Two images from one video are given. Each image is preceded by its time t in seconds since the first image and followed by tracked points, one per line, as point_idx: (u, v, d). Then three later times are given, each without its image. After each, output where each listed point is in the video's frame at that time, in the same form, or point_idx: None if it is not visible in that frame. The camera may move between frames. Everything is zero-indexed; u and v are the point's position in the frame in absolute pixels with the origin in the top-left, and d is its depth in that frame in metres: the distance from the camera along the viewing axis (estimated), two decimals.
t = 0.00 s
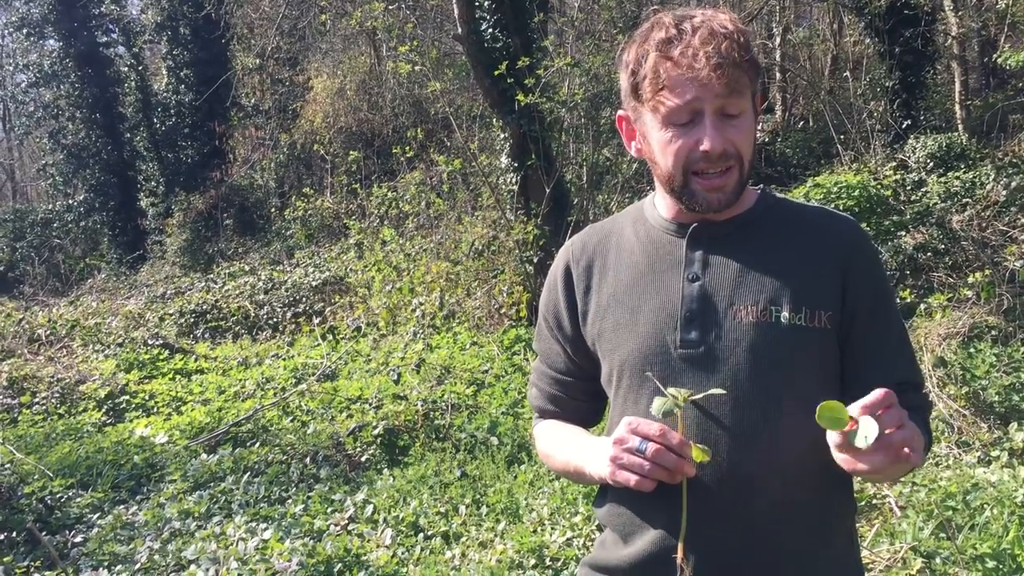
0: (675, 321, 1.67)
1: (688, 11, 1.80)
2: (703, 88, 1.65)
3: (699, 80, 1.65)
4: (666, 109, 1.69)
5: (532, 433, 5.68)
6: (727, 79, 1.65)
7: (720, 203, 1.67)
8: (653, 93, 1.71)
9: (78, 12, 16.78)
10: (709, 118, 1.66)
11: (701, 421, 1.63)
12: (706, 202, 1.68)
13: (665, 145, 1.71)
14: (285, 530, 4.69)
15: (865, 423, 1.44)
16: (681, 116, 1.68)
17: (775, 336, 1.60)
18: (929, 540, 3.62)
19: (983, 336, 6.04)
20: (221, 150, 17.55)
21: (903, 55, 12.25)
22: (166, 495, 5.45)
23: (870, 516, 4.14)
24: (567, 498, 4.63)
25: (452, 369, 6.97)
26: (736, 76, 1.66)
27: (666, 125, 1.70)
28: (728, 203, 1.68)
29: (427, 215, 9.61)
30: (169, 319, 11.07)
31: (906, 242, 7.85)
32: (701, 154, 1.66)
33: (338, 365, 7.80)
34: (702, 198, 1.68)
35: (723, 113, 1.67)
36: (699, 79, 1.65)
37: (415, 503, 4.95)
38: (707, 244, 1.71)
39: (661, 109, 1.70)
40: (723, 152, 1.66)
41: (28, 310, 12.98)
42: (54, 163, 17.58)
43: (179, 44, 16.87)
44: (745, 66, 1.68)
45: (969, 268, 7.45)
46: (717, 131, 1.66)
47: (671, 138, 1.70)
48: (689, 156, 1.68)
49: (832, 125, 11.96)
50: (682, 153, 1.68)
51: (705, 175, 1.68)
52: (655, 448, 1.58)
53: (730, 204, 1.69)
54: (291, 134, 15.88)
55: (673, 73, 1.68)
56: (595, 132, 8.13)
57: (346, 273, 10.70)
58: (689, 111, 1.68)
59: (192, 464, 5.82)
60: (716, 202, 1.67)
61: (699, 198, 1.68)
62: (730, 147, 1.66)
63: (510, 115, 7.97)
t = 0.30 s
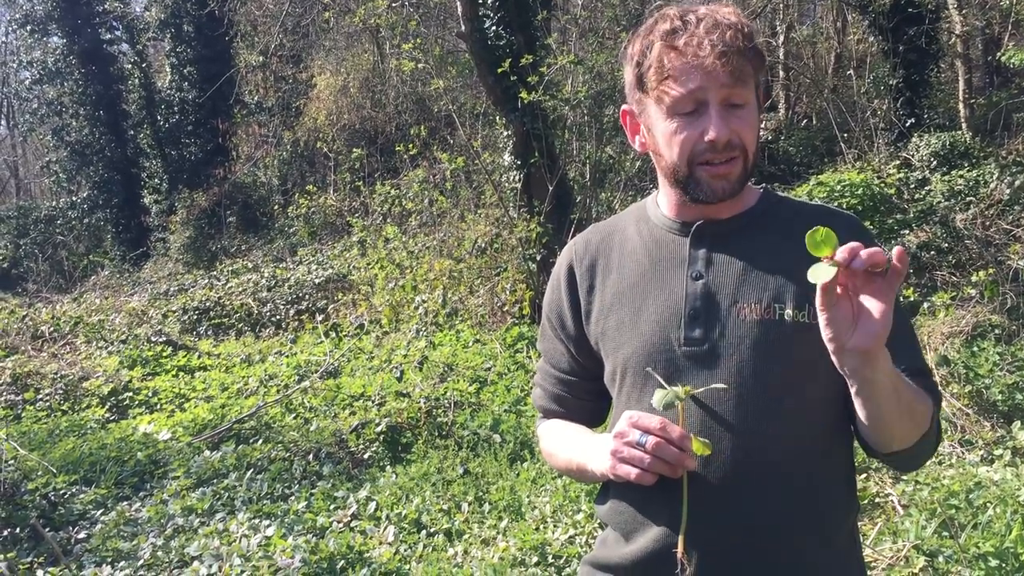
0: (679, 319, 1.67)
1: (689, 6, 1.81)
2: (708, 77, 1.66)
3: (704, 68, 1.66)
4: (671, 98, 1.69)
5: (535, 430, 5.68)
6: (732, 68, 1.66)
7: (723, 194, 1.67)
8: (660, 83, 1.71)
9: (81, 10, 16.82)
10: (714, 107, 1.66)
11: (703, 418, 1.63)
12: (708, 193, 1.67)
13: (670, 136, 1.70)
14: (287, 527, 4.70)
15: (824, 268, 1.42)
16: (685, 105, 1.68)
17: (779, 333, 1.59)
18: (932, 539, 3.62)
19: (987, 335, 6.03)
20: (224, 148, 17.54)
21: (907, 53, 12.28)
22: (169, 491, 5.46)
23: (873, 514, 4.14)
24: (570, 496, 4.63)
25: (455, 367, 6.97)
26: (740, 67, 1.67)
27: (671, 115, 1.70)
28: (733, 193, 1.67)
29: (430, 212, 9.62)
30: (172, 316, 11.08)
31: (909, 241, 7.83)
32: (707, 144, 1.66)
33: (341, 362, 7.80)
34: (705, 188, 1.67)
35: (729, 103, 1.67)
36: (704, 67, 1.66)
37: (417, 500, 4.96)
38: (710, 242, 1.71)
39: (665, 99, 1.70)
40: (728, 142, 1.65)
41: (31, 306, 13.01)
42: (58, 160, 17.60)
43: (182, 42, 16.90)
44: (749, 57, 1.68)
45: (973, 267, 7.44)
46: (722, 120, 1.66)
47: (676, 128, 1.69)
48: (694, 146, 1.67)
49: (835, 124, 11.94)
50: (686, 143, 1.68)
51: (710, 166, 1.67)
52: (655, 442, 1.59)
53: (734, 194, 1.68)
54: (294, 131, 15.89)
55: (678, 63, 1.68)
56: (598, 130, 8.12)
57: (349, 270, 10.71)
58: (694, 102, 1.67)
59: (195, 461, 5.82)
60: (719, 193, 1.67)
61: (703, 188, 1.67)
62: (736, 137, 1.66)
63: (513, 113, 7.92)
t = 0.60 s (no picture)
0: (673, 317, 1.67)
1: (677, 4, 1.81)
2: (693, 73, 1.65)
3: (688, 64, 1.66)
4: (656, 96, 1.69)
5: (533, 430, 5.67)
6: (715, 63, 1.65)
7: (711, 191, 1.66)
8: (644, 80, 1.71)
9: (80, 8, 16.80)
10: (699, 104, 1.66)
11: (699, 416, 1.63)
12: (697, 189, 1.66)
13: (657, 134, 1.70)
14: (285, 526, 4.70)
15: (799, 251, 1.44)
16: (671, 103, 1.68)
17: (773, 329, 1.59)
18: (930, 538, 3.62)
19: (985, 335, 6.02)
20: (223, 147, 17.54)
21: (904, 53, 12.16)
22: (166, 490, 5.45)
23: (871, 514, 4.14)
24: (568, 495, 4.62)
25: (453, 366, 6.96)
26: (724, 61, 1.66)
27: (657, 113, 1.70)
28: (721, 191, 1.67)
29: (429, 212, 9.60)
30: (170, 315, 11.07)
31: (908, 241, 7.82)
32: (693, 141, 1.65)
33: (340, 361, 7.80)
34: (693, 186, 1.67)
35: (714, 99, 1.66)
36: (688, 64, 1.66)
37: (415, 499, 4.95)
38: (705, 241, 1.70)
39: (650, 96, 1.71)
40: (714, 138, 1.65)
41: (29, 305, 13.01)
42: (56, 159, 17.59)
43: (181, 41, 16.89)
44: (734, 51, 1.68)
45: (971, 267, 7.44)
46: (707, 117, 1.65)
47: (663, 126, 1.69)
48: (680, 144, 1.67)
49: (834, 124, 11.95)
50: (672, 141, 1.68)
51: (697, 163, 1.67)
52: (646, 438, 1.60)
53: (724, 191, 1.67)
54: (293, 130, 15.88)
55: (663, 60, 1.69)
56: (597, 129, 8.07)
57: (348, 269, 10.71)
58: (680, 99, 1.67)
59: (193, 460, 5.82)
60: (707, 189, 1.66)
61: (691, 185, 1.67)
62: (722, 133, 1.65)
63: (512, 112, 7.97)
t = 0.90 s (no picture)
0: (667, 318, 1.67)
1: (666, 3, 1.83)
2: (675, 67, 1.67)
3: (670, 59, 1.68)
4: (641, 92, 1.71)
5: (530, 430, 5.68)
6: (697, 58, 1.67)
7: (697, 184, 1.65)
8: (629, 76, 1.73)
9: (76, 8, 16.75)
10: (682, 97, 1.67)
11: (693, 417, 1.63)
12: (684, 181, 1.66)
13: (644, 130, 1.71)
14: (281, 527, 4.71)
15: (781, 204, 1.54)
16: (655, 97, 1.69)
17: (767, 330, 1.58)
18: (926, 539, 3.63)
19: (980, 335, 6.04)
20: (219, 147, 17.52)
21: (901, 53, 12.24)
22: (162, 491, 5.44)
23: (866, 514, 4.15)
24: (564, 496, 4.62)
25: (449, 367, 6.95)
26: (706, 54, 1.67)
27: (643, 108, 1.71)
28: (707, 185, 1.66)
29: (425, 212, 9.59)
30: (166, 315, 11.06)
31: (904, 241, 7.81)
32: (677, 135, 1.66)
33: (335, 362, 7.80)
34: (680, 178, 1.66)
35: (697, 93, 1.67)
36: (670, 58, 1.67)
37: (411, 500, 4.95)
38: (699, 242, 1.70)
39: (636, 93, 1.72)
40: (697, 131, 1.65)
41: (25, 305, 12.98)
42: (51, 159, 17.55)
43: (177, 40, 16.86)
44: (716, 44, 1.69)
45: (967, 267, 7.45)
46: (691, 109, 1.66)
47: (649, 121, 1.70)
48: (665, 139, 1.67)
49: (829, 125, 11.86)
50: (658, 135, 1.68)
51: (681, 156, 1.66)
52: (642, 436, 1.61)
53: (711, 186, 1.66)
54: (289, 130, 15.84)
55: (646, 56, 1.71)
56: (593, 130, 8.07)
57: (344, 270, 10.70)
58: (663, 94, 1.69)
59: (189, 461, 5.81)
60: (693, 182, 1.65)
61: (678, 178, 1.67)
62: (705, 127, 1.65)
63: (508, 113, 8.02)
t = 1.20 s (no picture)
0: (664, 319, 1.67)
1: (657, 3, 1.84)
2: (665, 70, 1.68)
3: (661, 61, 1.68)
4: (633, 95, 1.72)
5: (527, 430, 5.68)
6: (688, 60, 1.67)
7: (691, 186, 1.66)
8: (620, 79, 1.74)
9: (73, 9, 16.71)
10: (674, 99, 1.67)
11: (692, 417, 1.63)
12: (678, 184, 1.66)
13: (637, 133, 1.72)
14: (279, 528, 4.71)
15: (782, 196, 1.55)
16: (647, 100, 1.70)
17: (763, 331, 1.59)
18: (923, 539, 3.63)
19: (977, 336, 6.05)
20: (217, 148, 17.51)
21: (897, 55, 12.27)
22: (160, 492, 5.44)
23: (864, 514, 4.15)
24: (562, 496, 4.62)
25: (447, 367, 6.96)
26: (696, 56, 1.68)
27: (635, 112, 1.72)
28: (700, 186, 1.66)
29: (423, 213, 9.59)
30: (164, 316, 11.06)
31: (901, 242, 7.83)
32: (669, 138, 1.66)
33: (333, 363, 7.80)
34: (673, 180, 1.67)
35: (689, 95, 1.68)
36: (661, 61, 1.68)
37: (409, 501, 4.95)
38: (695, 243, 1.70)
39: (627, 96, 1.73)
40: (689, 133, 1.65)
41: (22, 306, 12.96)
42: (49, 160, 17.53)
43: (174, 41, 16.85)
44: (706, 46, 1.69)
45: (964, 268, 7.47)
46: (682, 111, 1.66)
47: (641, 124, 1.71)
48: (658, 140, 1.68)
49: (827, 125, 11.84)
50: (651, 138, 1.69)
51: (674, 158, 1.67)
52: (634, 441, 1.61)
53: (705, 187, 1.66)
54: (287, 130, 15.82)
55: (637, 59, 1.71)
56: (591, 131, 7.97)
57: (341, 270, 10.69)
58: (655, 97, 1.69)
59: (186, 462, 5.81)
60: (687, 184, 1.66)
61: (671, 180, 1.67)
62: (697, 128, 1.66)
63: (506, 113, 8.07)
